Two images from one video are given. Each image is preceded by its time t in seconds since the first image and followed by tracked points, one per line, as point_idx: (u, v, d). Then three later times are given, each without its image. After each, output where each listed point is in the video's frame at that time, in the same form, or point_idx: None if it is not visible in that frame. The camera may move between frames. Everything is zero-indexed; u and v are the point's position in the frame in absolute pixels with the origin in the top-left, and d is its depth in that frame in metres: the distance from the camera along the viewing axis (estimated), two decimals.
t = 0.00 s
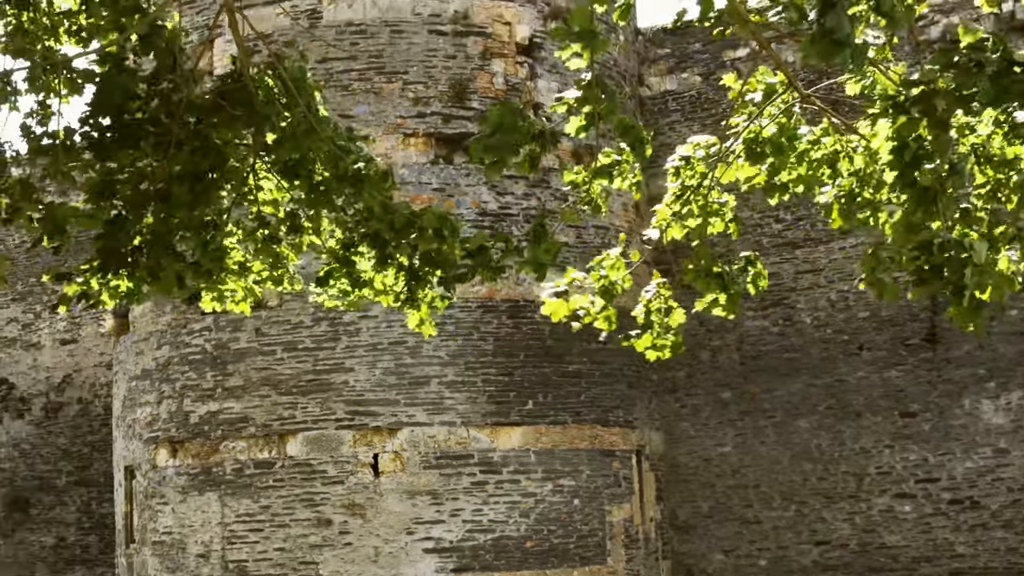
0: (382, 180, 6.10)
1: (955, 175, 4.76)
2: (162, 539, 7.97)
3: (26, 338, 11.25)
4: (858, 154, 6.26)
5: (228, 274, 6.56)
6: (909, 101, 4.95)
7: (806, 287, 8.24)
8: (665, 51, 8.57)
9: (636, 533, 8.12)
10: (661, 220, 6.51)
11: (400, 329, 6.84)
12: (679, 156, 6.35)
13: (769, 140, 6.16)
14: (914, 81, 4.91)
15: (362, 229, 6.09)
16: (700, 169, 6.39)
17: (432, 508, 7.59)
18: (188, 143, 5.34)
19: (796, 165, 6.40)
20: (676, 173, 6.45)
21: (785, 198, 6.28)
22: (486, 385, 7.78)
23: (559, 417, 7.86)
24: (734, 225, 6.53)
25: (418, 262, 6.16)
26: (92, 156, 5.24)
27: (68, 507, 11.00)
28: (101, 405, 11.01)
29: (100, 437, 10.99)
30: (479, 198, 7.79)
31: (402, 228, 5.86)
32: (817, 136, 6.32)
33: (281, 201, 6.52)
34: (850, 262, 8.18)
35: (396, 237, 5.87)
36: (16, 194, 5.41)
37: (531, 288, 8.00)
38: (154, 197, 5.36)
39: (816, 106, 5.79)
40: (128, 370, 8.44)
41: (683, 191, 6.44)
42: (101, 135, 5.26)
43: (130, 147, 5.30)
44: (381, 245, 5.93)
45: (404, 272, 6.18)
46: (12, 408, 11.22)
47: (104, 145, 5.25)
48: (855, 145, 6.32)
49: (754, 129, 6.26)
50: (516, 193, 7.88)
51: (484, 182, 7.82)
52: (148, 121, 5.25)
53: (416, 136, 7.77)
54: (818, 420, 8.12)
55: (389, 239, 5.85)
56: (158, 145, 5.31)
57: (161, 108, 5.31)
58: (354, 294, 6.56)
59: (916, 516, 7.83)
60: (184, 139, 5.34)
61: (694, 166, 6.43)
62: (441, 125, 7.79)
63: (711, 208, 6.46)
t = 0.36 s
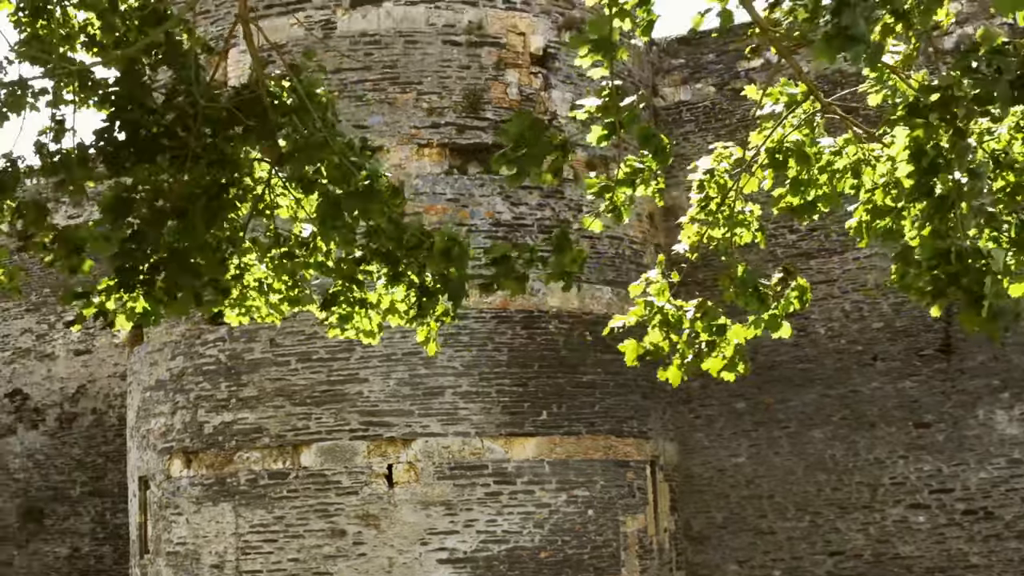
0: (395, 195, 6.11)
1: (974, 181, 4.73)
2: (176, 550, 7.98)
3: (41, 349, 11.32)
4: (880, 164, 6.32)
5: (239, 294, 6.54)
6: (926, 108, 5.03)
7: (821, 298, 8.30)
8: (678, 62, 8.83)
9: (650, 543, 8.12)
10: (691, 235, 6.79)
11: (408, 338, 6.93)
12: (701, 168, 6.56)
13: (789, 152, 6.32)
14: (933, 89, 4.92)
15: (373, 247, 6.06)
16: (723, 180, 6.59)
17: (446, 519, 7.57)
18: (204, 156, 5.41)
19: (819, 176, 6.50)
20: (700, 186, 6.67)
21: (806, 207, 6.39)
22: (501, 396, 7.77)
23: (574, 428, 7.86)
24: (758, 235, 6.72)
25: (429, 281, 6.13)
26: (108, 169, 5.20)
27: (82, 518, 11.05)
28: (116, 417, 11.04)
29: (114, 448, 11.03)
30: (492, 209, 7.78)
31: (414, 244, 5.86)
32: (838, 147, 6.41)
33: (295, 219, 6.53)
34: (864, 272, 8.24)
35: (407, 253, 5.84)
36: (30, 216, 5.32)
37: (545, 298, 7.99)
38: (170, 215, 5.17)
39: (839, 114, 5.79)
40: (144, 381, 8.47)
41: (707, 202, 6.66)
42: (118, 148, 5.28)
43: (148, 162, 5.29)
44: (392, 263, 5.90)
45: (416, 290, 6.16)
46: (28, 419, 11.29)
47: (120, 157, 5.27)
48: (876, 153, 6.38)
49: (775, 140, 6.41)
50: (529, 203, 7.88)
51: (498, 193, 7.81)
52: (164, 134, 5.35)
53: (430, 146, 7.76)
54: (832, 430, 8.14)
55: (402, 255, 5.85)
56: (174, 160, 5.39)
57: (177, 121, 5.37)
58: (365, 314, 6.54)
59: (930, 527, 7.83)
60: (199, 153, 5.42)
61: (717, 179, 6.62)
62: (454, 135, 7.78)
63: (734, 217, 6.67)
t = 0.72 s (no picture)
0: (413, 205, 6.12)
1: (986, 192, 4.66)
2: (190, 560, 7.98)
3: (54, 359, 11.34)
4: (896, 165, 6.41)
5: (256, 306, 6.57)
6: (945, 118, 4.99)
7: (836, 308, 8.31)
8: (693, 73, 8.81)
9: (663, 554, 8.11)
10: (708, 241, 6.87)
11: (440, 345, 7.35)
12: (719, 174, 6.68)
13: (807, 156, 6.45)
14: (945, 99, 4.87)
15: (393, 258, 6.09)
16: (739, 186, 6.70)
17: (461, 530, 7.57)
18: (222, 169, 5.33)
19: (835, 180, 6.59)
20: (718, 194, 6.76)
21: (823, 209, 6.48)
22: (515, 407, 7.76)
23: (588, 438, 7.86)
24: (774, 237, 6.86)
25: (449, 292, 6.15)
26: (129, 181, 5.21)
27: (97, 528, 11.08)
28: (129, 427, 11.03)
29: (128, 458, 11.03)
30: (507, 220, 7.78)
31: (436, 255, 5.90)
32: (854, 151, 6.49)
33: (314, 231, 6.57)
34: (878, 283, 8.25)
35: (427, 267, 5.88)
36: (43, 220, 5.59)
37: (559, 309, 8.00)
38: (190, 227, 5.24)
39: (856, 123, 5.79)
40: (158, 392, 8.48)
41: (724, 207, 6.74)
42: (138, 162, 5.23)
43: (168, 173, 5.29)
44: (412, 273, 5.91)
45: (437, 301, 6.19)
46: (41, 429, 11.33)
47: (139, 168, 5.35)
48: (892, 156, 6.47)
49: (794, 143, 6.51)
50: (544, 214, 7.87)
51: (513, 204, 7.81)
52: (185, 146, 5.30)
53: (444, 157, 7.76)
54: (846, 441, 8.15)
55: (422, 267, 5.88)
56: (195, 171, 5.32)
57: (196, 133, 5.33)
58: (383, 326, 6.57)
59: (945, 537, 7.83)
60: (219, 165, 5.36)
61: (735, 184, 6.75)
62: (469, 145, 7.78)
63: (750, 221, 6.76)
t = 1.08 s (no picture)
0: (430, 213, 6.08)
1: None
2: (205, 571, 7.99)
3: (69, 370, 11.38)
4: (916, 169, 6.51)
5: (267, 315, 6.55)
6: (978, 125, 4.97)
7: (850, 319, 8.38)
8: (707, 84, 9.01)
9: (678, 564, 8.11)
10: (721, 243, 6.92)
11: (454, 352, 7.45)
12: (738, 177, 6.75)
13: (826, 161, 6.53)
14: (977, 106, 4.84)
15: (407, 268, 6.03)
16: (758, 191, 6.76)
17: (475, 541, 7.56)
18: (238, 177, 5.29)
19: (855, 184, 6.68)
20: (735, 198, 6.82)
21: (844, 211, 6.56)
22: (529, 417, 7.76)
23: (602, 449, 7.86)
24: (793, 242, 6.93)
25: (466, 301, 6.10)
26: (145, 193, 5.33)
27: (111, 539, 11.08)
28: (144, 437, 11.04)
29: (143, 469, 11.03)
30: (521, 231, 7.78)
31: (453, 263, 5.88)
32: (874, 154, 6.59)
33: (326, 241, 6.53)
34: (892, 294, 8.31)
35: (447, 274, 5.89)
36: (59, 227, 5.54)
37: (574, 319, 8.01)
38: (203, 237, 5.19)
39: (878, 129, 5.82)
40: (172, 402, 8.50)
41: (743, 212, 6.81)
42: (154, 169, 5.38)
43: (183, 183, 5.35)
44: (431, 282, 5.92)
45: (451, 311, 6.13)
46: (56, 440, 11.37)
47: (156, 179, 5.37)
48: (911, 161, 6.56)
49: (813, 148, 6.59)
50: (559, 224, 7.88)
51: (527, 215, 7.80)
52: (200, 156, 5.38)
53: (459, 167, 7.77)
54: (860, 452, 8.20)
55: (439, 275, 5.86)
56: (209, 181, 5.36)
57: (211, 143, 5.39)
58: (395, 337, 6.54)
59: (959, 547, 7.83)
60: (234, 174, 5.32)
61: (752, 190, 6.82)
62: (483, 155, 7.79)
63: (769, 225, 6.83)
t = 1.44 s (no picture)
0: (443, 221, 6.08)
1: None
2: None
3: (82, 380, 11.38)
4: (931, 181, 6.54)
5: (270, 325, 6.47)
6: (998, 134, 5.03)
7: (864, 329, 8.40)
8: (720, 94, 9.01)
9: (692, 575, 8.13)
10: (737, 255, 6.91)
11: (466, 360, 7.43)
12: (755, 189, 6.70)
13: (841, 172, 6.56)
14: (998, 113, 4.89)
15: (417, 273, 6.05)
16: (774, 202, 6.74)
17: (490, 552, 7.55)
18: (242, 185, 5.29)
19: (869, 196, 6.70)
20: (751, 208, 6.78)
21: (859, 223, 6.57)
22: (543, 428, 7.75)
23: (616, 459, 7.86)
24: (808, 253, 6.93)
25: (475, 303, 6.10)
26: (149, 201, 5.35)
27: (124, 549, 11.08)
28: (157, 448, 11.05)
29: (156, 479, 11.03)
30: (534, 241, 7.77)
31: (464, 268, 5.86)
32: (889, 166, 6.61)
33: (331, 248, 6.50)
34: (906, 305, 8.32)
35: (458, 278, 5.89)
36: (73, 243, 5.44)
37: (588, 330, 8.00)
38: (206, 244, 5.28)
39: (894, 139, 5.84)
40: (186, 413, 8.49)
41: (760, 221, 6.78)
42: (158, 178, 5.41)
43: (187, 193, 5.38)
44: (440, 286, 5.93)
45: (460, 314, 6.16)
46: (69, 450, 11.38)
47: (161, 189, 5.39)
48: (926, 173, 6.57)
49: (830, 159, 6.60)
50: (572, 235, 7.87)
51: (541, 225, 7.80)
52: (204, 165, 5.43)
53: (472, 178, 7.76)
54: (874, 462, 8.22)
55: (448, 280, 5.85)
56: (213, 190, 5.40)
57: (216, 152, 5.44)
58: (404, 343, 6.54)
59: (973, 558, 7.84)
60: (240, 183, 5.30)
61: (768, 201, 6.77)
62: (497, 166, 7.78)
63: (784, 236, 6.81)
